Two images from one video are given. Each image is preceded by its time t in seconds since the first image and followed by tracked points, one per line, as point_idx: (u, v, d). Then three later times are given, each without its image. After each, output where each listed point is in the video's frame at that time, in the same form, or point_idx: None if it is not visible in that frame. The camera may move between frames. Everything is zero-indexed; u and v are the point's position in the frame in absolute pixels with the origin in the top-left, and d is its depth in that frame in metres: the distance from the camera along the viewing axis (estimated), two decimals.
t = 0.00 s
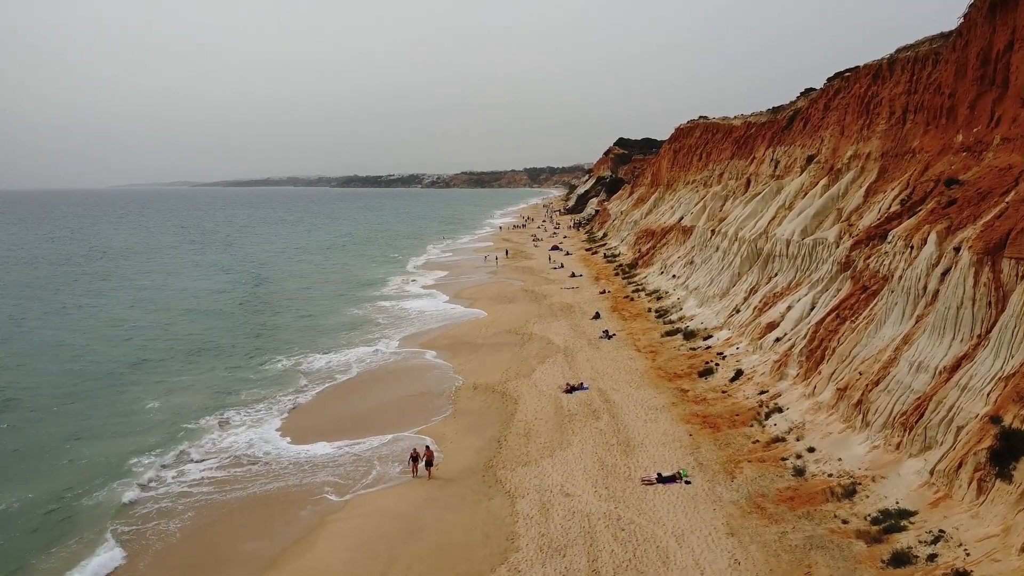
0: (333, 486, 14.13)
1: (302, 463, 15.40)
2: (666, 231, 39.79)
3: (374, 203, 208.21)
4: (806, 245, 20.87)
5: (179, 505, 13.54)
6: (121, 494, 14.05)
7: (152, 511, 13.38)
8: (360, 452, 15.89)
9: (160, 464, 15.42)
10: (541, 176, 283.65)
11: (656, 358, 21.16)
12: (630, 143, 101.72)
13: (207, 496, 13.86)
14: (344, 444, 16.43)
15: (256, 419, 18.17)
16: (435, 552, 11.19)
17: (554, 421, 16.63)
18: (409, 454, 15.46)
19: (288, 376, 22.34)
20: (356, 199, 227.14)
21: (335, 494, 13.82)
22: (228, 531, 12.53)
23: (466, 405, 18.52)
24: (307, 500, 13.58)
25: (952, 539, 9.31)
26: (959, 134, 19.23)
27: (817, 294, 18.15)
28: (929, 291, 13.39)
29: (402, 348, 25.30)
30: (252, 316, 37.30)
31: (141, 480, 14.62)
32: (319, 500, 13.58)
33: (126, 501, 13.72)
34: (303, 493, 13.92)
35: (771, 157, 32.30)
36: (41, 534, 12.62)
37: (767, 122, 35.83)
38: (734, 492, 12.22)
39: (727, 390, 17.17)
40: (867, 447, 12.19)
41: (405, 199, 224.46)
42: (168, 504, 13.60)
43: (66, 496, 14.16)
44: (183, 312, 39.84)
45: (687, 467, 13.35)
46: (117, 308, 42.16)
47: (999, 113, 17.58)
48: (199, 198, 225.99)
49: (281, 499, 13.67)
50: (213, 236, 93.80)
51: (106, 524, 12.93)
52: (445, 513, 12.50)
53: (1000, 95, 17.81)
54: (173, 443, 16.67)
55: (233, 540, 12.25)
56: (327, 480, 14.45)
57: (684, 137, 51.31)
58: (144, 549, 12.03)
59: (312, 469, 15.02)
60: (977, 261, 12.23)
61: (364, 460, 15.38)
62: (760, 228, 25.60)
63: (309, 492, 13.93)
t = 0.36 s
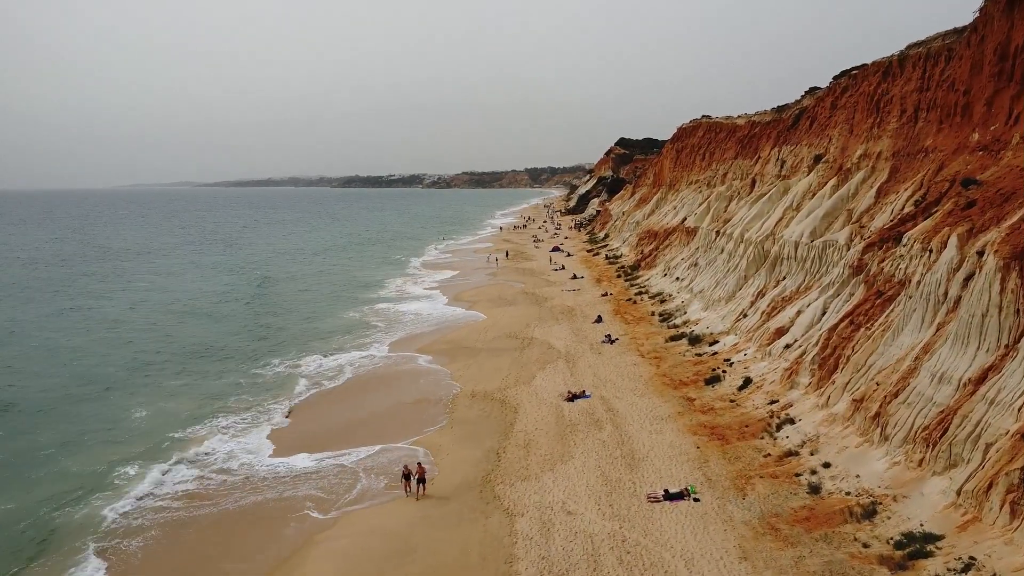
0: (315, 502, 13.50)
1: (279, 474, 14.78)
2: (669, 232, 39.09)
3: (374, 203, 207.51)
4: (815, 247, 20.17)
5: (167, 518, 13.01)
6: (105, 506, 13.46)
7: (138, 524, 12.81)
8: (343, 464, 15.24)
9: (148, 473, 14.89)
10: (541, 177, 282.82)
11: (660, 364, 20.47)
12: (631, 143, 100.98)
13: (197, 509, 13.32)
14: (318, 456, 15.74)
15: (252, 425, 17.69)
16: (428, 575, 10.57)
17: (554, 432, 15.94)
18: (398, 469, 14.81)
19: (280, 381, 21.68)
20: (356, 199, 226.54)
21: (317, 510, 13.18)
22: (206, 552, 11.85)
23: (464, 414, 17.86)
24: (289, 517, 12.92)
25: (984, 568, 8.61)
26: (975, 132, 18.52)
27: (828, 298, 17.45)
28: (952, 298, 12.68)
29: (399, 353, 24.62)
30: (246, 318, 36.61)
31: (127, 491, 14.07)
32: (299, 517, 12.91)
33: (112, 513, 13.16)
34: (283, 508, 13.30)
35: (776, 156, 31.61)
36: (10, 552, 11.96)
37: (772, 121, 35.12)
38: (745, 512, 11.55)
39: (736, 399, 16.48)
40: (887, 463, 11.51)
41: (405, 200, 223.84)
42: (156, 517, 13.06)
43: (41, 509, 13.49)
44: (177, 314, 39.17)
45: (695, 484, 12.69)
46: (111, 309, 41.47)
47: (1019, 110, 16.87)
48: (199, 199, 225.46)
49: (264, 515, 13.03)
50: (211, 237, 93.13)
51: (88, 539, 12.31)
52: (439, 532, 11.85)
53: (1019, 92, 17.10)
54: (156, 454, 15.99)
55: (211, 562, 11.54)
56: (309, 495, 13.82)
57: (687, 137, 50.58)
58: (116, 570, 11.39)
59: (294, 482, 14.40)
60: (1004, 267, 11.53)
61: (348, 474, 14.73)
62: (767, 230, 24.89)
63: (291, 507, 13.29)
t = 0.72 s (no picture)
0: (293, 519, 12.83)
1: (249, 489, 14.07)
2: (672, 233, 38.38)
3: (375, 202, 207.08)
4: (826, 250, 19.48)
5: (145, 537, 12.35)
6: (86, 522, 12.82)
7: (118, 542, 12.18)
8: (323, 478, 14.55)
9: (132, 486, 14.25)
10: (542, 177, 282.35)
11: (665, 371, 19.78)
12: (633, 143, 100.27)
13: (181, 526, 12.67)
14: (288, 471, 15.00)
15: (243, 434, 17.11)
16: None
17: (555, 444, 15.25)
18: (384, 484, 14.14)
19: (272, 388, 21.02)
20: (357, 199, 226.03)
21: (294, 529, 12.48)
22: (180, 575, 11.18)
23: (461, 424, 17.20)
24: (268, 536, 12.25)
25: None
26: (993, 130, 17.79)
27: (840, 304, 16.75)
28: (977, 306, 11.97)
29: (395, 358, 23.95)
30: (241, 320, 35.97)
31: (107, 506, 13.43)
32: (278, 537, 12.23)
33: (93, 529, 12.55)
34: (261, 526, 12.62)
35: (783, 156, 30.90)
36: None
37: (778, 120, 34.39)
38: (759, 535, 10.89)
39: (745, 410, 15.80)
40: (909, 482, 10.81)
41: (406, 200, 223.31)
42: (138, 534, 12.43)
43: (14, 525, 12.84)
44: (171, 315, 38.54)
45: (704, 502, 12.03)
46: (105, 311, 40.83)
47: None
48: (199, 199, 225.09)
49: (238, 534, 12.35)
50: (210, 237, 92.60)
51: (63, 560, 11.66)
52: (430, 554, 11.17)
53: None
54: (138, 465, 15.33)
55: None
56: (287, 511, 13.15)
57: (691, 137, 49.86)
58: None
59: (272, 497, 13.73)
60: None
61: (330, 489, 14.05)
62: (774, 232, 24.20)
63: (266, 525, 12.61)
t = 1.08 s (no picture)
0: (272, 532, 12.33)
1: (221, 501, 13.53)
2: (675, 234, 37.81)
3: (375, 202, 206.59)
4: (833, 253, 18.95)
5: (121, 552, 11.84)
6: (69, 534, 12.35)
7: (93, 557, 11.65)
8: (304, 489, 14.09)
9: (118, 495, 13.82)
10: (543, 177, 281.78)
11: (668, 377, 19.25)
12: (634, 143, 99.69)
13: (164, 538, 12.24)
14: (262, 481, 14.48)
15: (236, 439, 16.70)
16: None
17: (554, 453, 14.73)
18: (367, 495, 13.71)
19: (265, 393, 20.50)
20: (357, 199, 225.70)
21: (275, 543, 11.99)
22: None
23: (458, 432, 16.68)
24: (246, 552, 11.72)
25: None
26: (1007, 129, 17.20)
27: (849, 308, 16.21)
28: (998, 313, 11.41)
29: (391, 362, 23.42)
30: (237, 322, 35.48)
31: (86, 518, 12.93)
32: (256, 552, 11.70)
33: (72, 542, 12.06)
34: (240, 540, 12.09)
35: (787, 156, 30.33)
36: None
37: (782, 119, 33.80)
38: (769, 554, 10.39)
39: (752, 418, 15.28)
40: (925, 497, 10.26)
41: (406, 200, 222.93)
42: (113, 548, 11.91)
43: None
44: (166, 316, 38.08)
45: (710, 518, 11.53)
46: (99, 311, 40.35)
47: None
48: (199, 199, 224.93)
49: (216, 549, 11.84)
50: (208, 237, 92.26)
51: None
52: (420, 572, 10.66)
53: None
54: (122, 474, 14.84)
55: None
56: (265, 523, 12.66)
57: (693, 136, 49.28)
58: None
59: (253, 508, 13.23)
60: None
61: (310, 499, 13.60)
62: (779, 233, 23.65)
63: (245, 539, 12.09)
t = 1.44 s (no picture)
0: (249, 546, 11.92)
1: (190, 513, 13.09)
2: (677, 235, 37.28)
3: (376, 201, 206.19)
4: (841, 255, 18.42)
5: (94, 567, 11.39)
6: (44, 547, 11.92)
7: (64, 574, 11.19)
8: (282, 499, 13.67)
9: (99, 507, 13.37)
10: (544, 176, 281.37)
11: (671, 382, 18.73)
12: (635, 143, 99.13)
13: (139, 554, 11.78)
14: (234, 491, 14.03)
15: (228, 447, 16.31)
16: None
17: (554, 463, 14.23)
18: (347, 506, 13.32)
19: (258, 398, 20.05)
20: (357, 199, 225.25)
21: (252, 558, 11.57)
22: None
23: (454, 440, 16.17)
24: (223, 566, 11.32)
25: None
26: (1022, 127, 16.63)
27: (859, 312, 15.68)
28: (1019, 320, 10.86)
29: (386, 366, 22.94)
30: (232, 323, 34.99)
31: (61, 531, 12.47)
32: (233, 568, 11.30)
33: (46, 557, 11.62)
34: (216, 555, 11.68)
35: (792, 156, 29.79)
36: None
37: (786, 118, 33.26)
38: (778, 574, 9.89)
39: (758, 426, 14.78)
40: (943, 515, 9.75)
41: (406, 200, 222.47)
42: (86, 564, 11.45)
43: None
44: (161, 317, 37.64)
45: (717, 535, 11.02)
46: (94, 312, 39.93)
47: None
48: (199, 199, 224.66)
49: (189, 564, 11.42)
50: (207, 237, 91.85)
51: None
52: None
53: None
54: (105, 484, 14.40)
55: None
56: (240, 537, 12.25)
57: (695, 136, 48.74)
58: None
59: (235, 521, 12.79)
60: None
61: (288, 511, 13.19)
62: (784, 235, 23.13)
63: (222, 554, 11.67)
